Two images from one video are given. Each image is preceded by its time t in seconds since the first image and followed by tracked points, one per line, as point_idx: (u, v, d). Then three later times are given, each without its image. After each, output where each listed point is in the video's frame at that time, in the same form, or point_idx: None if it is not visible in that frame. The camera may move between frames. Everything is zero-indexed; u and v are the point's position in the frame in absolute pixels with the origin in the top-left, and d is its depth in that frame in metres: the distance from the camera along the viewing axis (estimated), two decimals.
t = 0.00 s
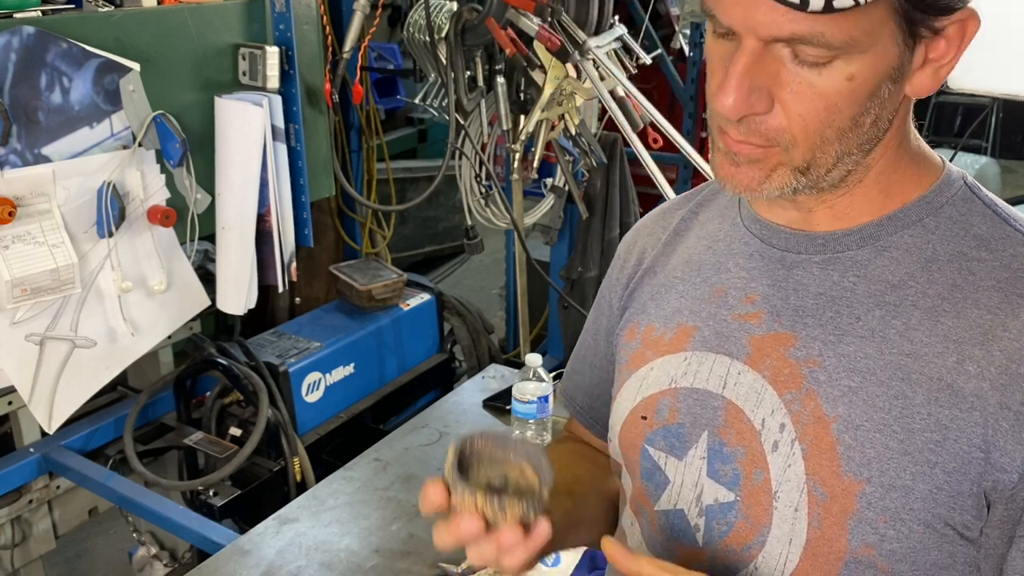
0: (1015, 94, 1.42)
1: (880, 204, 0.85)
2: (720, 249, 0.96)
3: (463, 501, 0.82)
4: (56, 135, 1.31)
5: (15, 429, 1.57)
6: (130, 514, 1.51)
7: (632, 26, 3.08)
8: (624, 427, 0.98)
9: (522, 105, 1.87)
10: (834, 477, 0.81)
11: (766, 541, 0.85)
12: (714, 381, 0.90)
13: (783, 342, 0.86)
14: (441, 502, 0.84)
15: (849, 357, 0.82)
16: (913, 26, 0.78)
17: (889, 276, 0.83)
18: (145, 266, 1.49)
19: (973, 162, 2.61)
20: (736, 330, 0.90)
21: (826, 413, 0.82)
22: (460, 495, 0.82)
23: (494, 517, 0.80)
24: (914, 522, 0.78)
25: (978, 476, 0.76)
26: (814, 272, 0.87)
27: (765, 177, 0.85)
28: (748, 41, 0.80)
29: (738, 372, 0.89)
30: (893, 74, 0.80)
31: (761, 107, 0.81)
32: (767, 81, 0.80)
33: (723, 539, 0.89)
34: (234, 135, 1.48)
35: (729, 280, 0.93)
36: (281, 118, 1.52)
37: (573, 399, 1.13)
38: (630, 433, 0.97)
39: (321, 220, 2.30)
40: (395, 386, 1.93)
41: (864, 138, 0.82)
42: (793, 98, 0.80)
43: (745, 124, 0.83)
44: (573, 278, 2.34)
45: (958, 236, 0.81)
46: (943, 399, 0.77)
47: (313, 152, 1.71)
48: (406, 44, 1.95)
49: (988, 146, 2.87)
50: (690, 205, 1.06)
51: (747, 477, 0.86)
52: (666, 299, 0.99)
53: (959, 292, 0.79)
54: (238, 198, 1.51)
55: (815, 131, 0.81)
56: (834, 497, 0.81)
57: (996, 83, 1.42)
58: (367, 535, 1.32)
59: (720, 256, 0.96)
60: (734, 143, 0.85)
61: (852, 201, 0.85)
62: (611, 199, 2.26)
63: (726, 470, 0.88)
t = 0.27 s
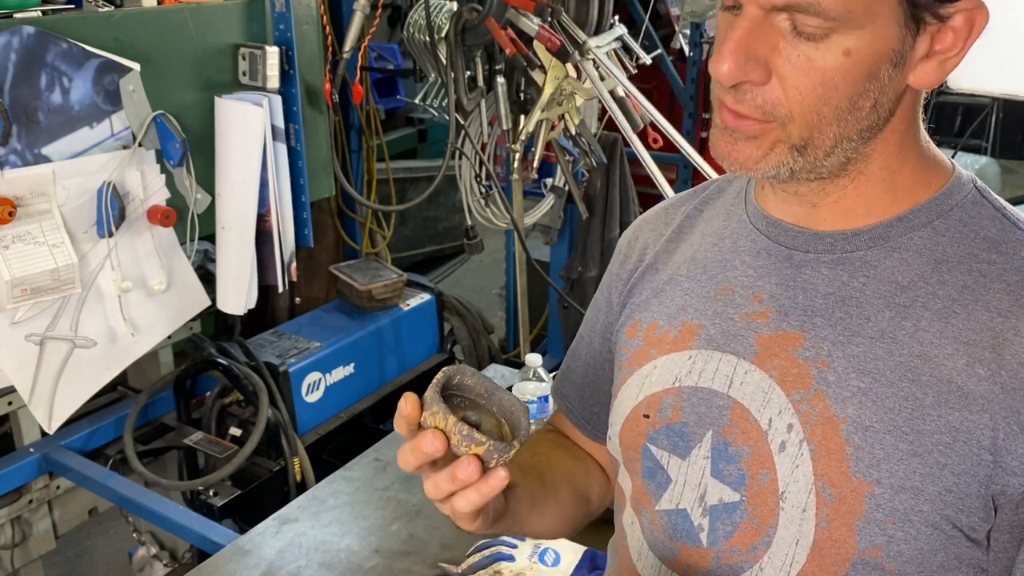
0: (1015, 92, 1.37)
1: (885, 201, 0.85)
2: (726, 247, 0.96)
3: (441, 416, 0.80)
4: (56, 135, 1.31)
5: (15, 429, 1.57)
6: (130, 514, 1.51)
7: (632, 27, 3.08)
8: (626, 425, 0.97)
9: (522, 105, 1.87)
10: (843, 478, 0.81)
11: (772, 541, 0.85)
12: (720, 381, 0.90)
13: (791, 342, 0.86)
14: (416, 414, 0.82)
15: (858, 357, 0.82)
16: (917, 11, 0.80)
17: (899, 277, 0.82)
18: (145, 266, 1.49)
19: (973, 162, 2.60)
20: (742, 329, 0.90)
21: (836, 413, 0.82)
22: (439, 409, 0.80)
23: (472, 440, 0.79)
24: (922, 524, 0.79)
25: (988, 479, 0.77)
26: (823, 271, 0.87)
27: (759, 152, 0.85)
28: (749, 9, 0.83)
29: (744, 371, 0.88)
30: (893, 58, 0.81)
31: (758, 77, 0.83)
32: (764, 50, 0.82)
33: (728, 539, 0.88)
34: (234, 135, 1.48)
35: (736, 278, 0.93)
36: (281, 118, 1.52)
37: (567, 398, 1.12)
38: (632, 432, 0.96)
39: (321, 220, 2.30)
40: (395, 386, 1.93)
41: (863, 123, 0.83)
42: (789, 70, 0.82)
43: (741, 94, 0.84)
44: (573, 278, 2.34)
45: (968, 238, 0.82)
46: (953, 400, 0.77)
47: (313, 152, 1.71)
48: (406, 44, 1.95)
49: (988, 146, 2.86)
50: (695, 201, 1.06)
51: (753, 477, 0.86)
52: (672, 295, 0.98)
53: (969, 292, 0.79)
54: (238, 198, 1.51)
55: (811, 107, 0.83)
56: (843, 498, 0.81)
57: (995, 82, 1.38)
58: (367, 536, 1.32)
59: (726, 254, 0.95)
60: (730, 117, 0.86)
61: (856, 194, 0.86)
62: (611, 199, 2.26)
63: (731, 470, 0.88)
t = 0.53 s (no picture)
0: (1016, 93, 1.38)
1: (887, 198, 0.85)
2: (727, 246, 0.95)
3: (443, 393, 0.78)
4: (56, 135, 1.31)
5: (15, 429, 1.57)
6: (130, 514, 1.51)
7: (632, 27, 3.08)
8: (627, 424, 0.97)
9: (522, 105, 1.87)
10: (845, 477, 0.81)
11: (774, 541, 0.85)
12: (721, 380, 0.90)
13: (794, 341, 0.86)
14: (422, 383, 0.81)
15: (860, 356, 0.82)
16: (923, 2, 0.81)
17: (901, 276, 0.83)
18: (145, 266, 1.49)
19: (973, 163, 2.60)
20: (745, 328, 0.90)
21: (838, 413, 0.82)
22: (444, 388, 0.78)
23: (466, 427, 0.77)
24: (924, 523, 0.79)
25: (990, 478, 0.77)
26: (824, 270, 0.86)
27: (761, 141, 0.85)
28: None
29: (746, 370, 0.88)
30: (897, 47, 0.82)
31: (762, 64, 0.85)
32: (770, 37, 0.84)
33: (729, 538, 0.88)
34: (234, 135, 1.48)
35: (737, 277, 0.93)
36: (281, 118, 1.52)
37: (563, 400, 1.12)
38: (633, 432, 0.96)
39: (321, 220, 2.30)
40: (395, 385, 1.93)
41: (867, 113, 0.84)
42: (794, 57, 0.83)
43: (745, 80, 0.85)
44: (573, 278, 2.34)
45: (970, 237, 0.82)
46: (955, 400, 0.77)
47: (313, 152, 1.71)
48: (406, 44, 1.95)
49: (988, 145, 2.85)
50: (695, 202, 1.06)
51: (755, 476, 0.86)
52: (672, 295, 0.98)
53: (971, 292, 0.79)
54: (238, 198, 1.51)
55: (815, 95, 0.83)
56: (845, 497, 0.81)
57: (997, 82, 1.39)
58: (367, 536, 1.32)
59: (727, 253, 0.95)
60: (733, 105, 0.87)
61: (859, 188, 0.86)
62: (611, 199, 2.26)
63: (733, 469, 0.88)
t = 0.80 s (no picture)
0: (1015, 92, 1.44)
1: (889, 189, 0.85)
2: (725, 247, 0.96)
3: (500, 257, 0.76)
4: (56, 135, 1.31)
5: (16, 429, 1.57)
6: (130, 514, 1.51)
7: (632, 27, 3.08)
8: (627, 425, 0.97)
9: (522, 105, 1.87)
10: (843, 478, 0.81)
11: (772, 541, 0.85)
12: (720, 381, 0.90)
13: (792, 341, 0.86)
14: (506, 237, 0.78)
15: (858, 356, 0.82)
16: None
17: (899, 276, 0.83)
18: (145, 266, 1.49)
19: (973, 163, 2.59)
20: (744, 329, 0.90)
21: (836, 413, 0.82)
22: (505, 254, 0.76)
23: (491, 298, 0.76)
24: (922, 524, 0.79)
25: (987, 478, 0.77)
26: (823, 271, 0.86)
27: (808, 131, 0.81)
28: None
29: (745, 371, 0.88)
30: (915, 18, 0.81)
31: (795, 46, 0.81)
32: (804, 17, 0.81)
33: (728, 539, 0.88)
34: (234, 134, 1.48)
35: (736, 278, 0.93)
36: (281, 118, 1.53)
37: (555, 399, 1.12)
38: (632, 433, 0.96)
39: (321, 220, 2.30)
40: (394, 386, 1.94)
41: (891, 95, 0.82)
42: (826, 35, 0.80)
43: (780, 66, 0.81)
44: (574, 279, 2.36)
45: (967, 237, 0.82)
46: (954, 400, 0.78)
47: (313, 152, 1.71)
48: (406, 44, 1.96)
49: (988, 146, 2.84)
50: (695, 202, 1.06)
51: (754, 477, 0.86)
52: (673, 296, 0.98)
53: (967, 292, 0.79)
54: (238, 198, 1.51)
55: (856, 75, 0.80)
56: (843, 497, 0.81)
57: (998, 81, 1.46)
58: (367, 536, 1.32)
59: (725, 254, 0.95)
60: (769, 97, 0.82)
61: (864, 184, 0.85)
62: (611, 199, 2.28)
63: (733, 470, 0.88)
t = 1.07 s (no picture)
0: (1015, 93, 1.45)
1: (892, 176, 0.86)
2: (720, 248, 0.96)
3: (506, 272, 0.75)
4: (57, 135, 1.31)
5: (16, 429, 1.57)
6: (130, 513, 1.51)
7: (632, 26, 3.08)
8: (626, 428, 0.97)
9: (522, 105, 1.87)
10: (841, 476, 0.81)
11: (771, 540, 0.85)
12: (718, 382, 0.90)
13: (789, 341, 0.86)
14: (515, 256, 0.77)
15: (855, 355, 0.82)
16: None
17: (893, 272, 0.83)
18: (145, 266, 1.49)
19: (973, 162, 2.58)
20: (740, 330, 0.90)
21: (834, 411, 0.82)
22: (513, 271, 0.74)
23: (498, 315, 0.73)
24: (920, 520, 0.79)
25: (985, 474, 0.77)
26: (818, 270, 0.87)
27: (840, 121, 0.83)
28: None
29: (743, 371, 0.88)
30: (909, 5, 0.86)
31: (814, 42, 0.84)
32: (829, 11, 0.84)
33: (728, 538, 0.89)
34: (235, 134, 1.48)
35: (731, 279, 0.93)
36: (281, 118, 1.53)
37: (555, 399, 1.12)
38: (632, 436, 0.97)
39: (321, 220, 2.30)
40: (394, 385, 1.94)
41: (899, 81, 0.85)
42: (844, 30, 0.83)
43: (805, 62, 0.84)
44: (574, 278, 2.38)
45: (959, 232, 0.82)
46: (950, 396, 0.78)
47: (313, 152, 1.71)
48: (406, 44, 1.96)
49: (988, 146, 2.83)
50: (691, 205, 1.06)
51: (752, 476, 0.86)
52: (670, 301, 0.98)
53: (962, 288, 0.80)
54: (238, 198, 1.51)
55: (875, 62, 0.84)
56: (842, 495, 0.81)
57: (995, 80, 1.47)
58: (367, 535, 1.33)
59: (722, 255, 0.95)
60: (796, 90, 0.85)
61: (868, 176, 0.86)
62: (611, 199, 2.28)
63: (732, 469, 0.88)
